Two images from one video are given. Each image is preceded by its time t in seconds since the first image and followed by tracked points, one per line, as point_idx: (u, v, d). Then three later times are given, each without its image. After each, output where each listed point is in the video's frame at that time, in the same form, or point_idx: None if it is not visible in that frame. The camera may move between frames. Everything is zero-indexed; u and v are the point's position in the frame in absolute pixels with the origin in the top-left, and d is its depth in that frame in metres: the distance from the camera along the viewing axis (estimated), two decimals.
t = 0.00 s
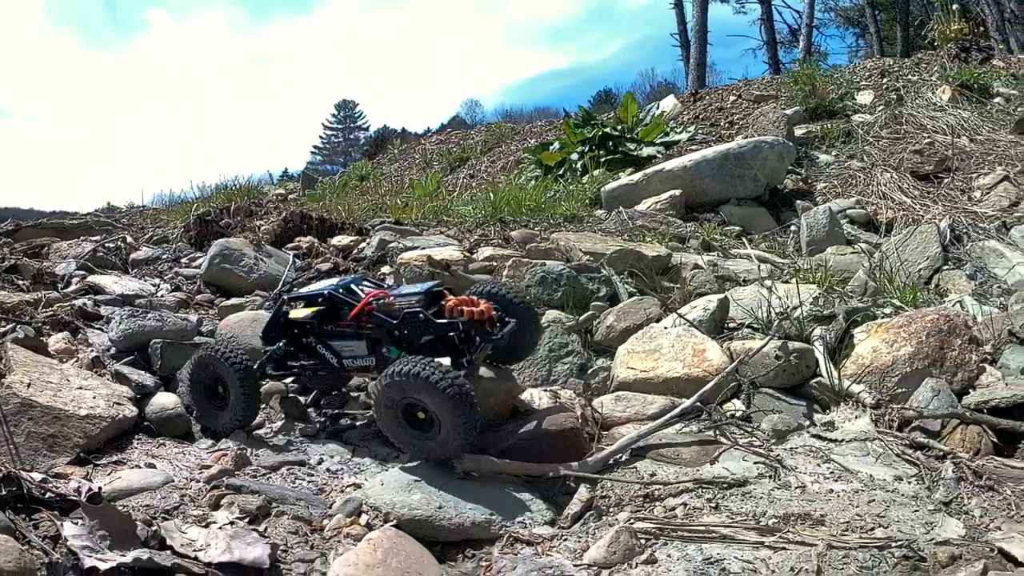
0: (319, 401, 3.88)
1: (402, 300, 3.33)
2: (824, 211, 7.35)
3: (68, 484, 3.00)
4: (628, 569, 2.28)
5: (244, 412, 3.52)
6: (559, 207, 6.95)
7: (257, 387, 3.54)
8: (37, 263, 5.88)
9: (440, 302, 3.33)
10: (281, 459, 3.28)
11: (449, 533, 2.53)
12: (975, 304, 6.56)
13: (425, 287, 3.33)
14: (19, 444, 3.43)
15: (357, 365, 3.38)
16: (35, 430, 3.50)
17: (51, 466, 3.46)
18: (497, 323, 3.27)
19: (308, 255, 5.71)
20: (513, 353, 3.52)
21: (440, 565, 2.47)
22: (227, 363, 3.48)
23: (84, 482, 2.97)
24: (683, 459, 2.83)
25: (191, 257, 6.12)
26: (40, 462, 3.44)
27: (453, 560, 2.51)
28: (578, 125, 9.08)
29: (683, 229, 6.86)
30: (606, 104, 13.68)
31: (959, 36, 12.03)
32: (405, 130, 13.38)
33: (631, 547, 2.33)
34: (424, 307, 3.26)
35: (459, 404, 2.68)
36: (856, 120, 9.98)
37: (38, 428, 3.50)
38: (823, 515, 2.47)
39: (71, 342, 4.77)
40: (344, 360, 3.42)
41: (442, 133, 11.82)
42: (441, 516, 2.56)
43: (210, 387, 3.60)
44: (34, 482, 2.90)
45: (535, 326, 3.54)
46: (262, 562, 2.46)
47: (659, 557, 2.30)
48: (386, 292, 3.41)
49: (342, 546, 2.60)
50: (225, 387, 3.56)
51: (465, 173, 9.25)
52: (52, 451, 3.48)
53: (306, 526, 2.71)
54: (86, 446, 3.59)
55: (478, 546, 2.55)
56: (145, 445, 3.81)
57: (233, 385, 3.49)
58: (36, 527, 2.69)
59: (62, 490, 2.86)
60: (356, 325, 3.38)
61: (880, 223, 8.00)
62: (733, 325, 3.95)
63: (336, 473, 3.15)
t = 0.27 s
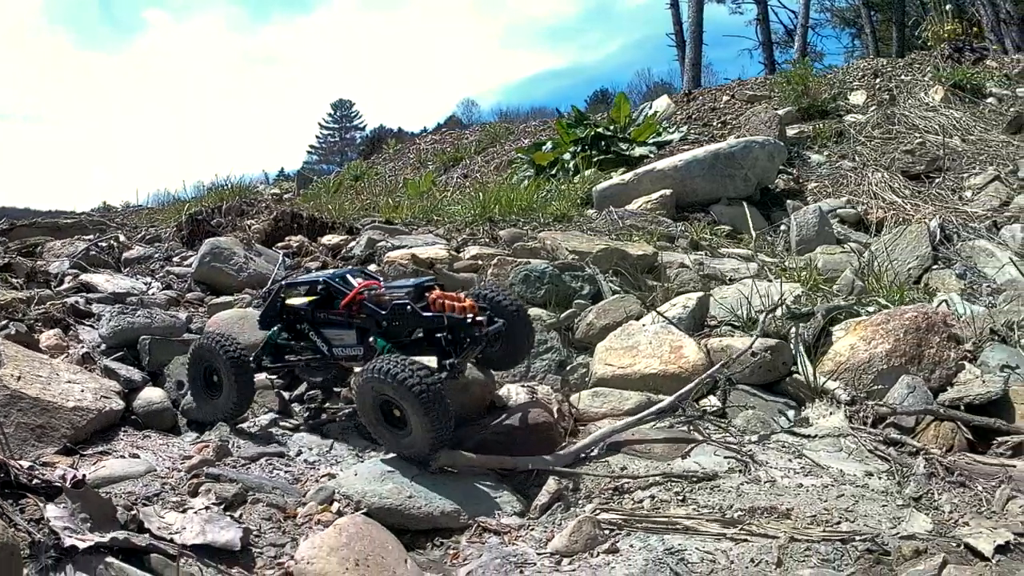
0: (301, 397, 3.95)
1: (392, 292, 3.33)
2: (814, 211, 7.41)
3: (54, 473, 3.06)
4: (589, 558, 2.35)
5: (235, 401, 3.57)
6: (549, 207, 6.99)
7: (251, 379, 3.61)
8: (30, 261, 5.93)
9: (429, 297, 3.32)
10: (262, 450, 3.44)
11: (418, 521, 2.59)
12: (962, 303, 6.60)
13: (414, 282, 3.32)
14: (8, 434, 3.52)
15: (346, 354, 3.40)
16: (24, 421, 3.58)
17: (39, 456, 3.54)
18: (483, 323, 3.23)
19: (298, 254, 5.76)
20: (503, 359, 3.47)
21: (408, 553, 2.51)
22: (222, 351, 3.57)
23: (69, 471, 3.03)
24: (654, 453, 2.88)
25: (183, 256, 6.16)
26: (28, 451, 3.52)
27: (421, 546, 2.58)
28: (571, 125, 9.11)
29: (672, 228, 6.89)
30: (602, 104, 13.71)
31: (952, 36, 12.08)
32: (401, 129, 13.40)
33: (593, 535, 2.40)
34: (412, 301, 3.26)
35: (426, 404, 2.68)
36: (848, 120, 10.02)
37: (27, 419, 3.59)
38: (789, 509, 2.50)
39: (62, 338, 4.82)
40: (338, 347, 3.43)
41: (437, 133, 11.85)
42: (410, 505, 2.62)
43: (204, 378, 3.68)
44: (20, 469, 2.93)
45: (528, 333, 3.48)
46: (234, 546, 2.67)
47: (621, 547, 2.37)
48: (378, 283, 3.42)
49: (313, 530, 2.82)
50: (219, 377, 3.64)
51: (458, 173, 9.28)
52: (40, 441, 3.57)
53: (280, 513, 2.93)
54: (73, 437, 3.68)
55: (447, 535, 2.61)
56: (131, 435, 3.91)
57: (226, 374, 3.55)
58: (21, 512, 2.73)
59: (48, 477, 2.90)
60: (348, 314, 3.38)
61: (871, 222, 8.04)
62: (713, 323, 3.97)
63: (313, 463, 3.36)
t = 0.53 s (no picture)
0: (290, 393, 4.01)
1: (381, 295, 3.30)
2: (806, 211, 7.44)
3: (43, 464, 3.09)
4: (562, 550, 2.40)
5: (236, 407, 3.62)
6: (543, 206, 7.03)
7: (250, 382, 3.66)
8: (25, 260, 5.96)
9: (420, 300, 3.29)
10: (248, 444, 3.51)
11: (397, 513, 2.64)
12: (953, 302, 6.63)
13: (405, 286, 3.30)
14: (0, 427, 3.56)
15: (335, 352, 3.48)
16: (16, 415, 3.63)
17: (31, 449, 3.59)
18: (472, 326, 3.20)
19: (290, 254, 5.80)
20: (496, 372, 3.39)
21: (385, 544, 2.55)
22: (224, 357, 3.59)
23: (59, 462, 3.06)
24: (634, 450, 2.92)
25: (177, 255, 6.20)
26: (20, 445, 3.57)
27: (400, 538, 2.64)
28: (565, 125, 9.14)
29: (665, 228, 6.92)
30: (599, 104, 13.74)
31: (947, 36, 12.11)
32: (398, 129, 13.42)
33: (567, 528, 2.45)
34: (402, 305, 3.24)
35: (409, 408, 2.70)
36: (842, 120, 10.06)
37: (20, 412, 3.63)
38: (765, 504, 2.53)
39: (56, 336, 4.86)
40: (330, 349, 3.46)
41: (433, 133, 11.88)
42: (389, 497, 2.66)
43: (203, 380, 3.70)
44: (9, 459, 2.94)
45: (523, 349, 3.42)
46: (214, 534, 2.78)
47: (593, 539, 2.42)
48: (371, 287, 3.43)
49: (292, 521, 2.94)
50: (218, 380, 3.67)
51: (453, 173, 9.30)
52: (31, 435, 3.62)
53: (261, 504, 3.04)
54: (65, 431, 3.74)
55: (425, 527, 2.66)
56: (121, 430, 3.98)
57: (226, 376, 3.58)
58: (11, 502, 2.77)
59: (38, 467, 2.92)
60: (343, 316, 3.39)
61: (864, 222, 8.07)
62: (698, 321, 4.00)
63: (297, 455, 3.44)
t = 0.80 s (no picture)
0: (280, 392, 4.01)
1: (373, 301, 3.25)
2: (799, 211, 7.48)
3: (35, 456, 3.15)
4: (536, 542, 2.46)
5: (234, 410, 3.62)
6: (537, 206, 7.06)
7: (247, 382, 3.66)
8: (21, 260, 5.99)
9: (413, 302, 3.26)
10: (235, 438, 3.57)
11: (377, 505, 2.69)
12: (944, 301, 6.67)
13: (397, 287, 3.24)
14: None
15: (320, 349, 3.53)
16: (10, 410, 3.75)
17: (24, 443, 3.71)
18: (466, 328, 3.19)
19: (284, 253, 5.83)
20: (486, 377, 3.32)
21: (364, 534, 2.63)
22: (225, 360, 3.56)
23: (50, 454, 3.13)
24: (613, 446, 2.96)
25: (171, 254, 6.23)
26: (13, 439, 3.70)
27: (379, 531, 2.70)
28: (560, 125, 9.17)
29: (658, 228, 6.96)
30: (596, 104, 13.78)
31: (942, 36, 12.15)
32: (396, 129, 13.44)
33: (542, 521, 2.51)
34: (395, 310, 3.20)
35: (394, 396, 2.72)
36: (837, 120, 10.09)
37: (13, 408, 3.75)
38: (742, 500, 2.57)
39: (50, 334, 4.91)
40: (325, 350, 3.51)
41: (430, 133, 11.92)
42: (370, 490, 2.71)
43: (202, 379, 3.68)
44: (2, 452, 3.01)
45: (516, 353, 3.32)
46: (197, 522, 2.84)
47: (568, 533, 2.48)
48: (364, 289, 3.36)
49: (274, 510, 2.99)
50: (218, 381, 3.65)
51: (449, 173, 9.33)
52: (24, 429, 3.74)
53: (245, 496, 3.09)
54: (57, 426, 3.84)
55: (406, 519, 2.71)
56: (112, 425, 4.04)
57: (222, 378, 3.59)
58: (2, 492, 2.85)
59: (29, 460, 2.99)
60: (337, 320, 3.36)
61: (857, 221, 8.10)
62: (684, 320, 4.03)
63: (282, 450, 3.51)
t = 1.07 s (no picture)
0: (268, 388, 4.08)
1: (376, 303, 3.27)
2: (791, 211, 7.51)
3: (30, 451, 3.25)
4: (512, 535, 2.51)
5: (229, 404, 3.66)
6: (530, 206, 7.10)
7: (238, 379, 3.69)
8: (16, 260, 6.03)
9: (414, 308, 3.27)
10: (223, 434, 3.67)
11: (358, 498, 2.73)
12: (936, 300, 6.70)
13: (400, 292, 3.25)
14: None
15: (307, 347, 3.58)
16: (4, 405, 3.79)
17: (17, 438, 3.75)
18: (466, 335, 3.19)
19: (277, 253, 5.87)
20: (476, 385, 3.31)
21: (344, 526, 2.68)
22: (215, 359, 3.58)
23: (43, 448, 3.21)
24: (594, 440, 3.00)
25: (166, 254, 6.25)
26: (6, 434, 3.74)
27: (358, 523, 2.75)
28: (555, 125, 9.20)
29: (651, 228, 6.99)
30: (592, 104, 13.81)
31: (937, 35, 12.18)
32: (393, 129, 13.47)
33: (518, 515, 2.56)
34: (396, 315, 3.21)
35: (392, 392, 2.75)
36: (831, 120, 10.13)
37: (6, 403, 3.79)
38: (720, 496, 2.60)
39: (44, 333, 4.95)
40: (318, 349, 3.52)
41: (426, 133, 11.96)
42: (352, 483, 2.75)
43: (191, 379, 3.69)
44: None
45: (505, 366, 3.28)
46: (181, 513, 2.91)
47: (543, 526, 2.54)
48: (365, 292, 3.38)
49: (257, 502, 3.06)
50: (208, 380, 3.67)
51: (445, 173, 9.36)
52: (18, 424, 3.78)
53: (230, 489, 3.16)
54: (50, 421, 3.88)
55: (387, 513, 2.76)
56: (104, 422, 4.09)
57: (214, 378, 3.61)
58: None
59: (22, 453, 3.08)
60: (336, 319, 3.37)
61: (850, 221, 8.13)
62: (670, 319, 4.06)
63: (269, 446, 3.56)
